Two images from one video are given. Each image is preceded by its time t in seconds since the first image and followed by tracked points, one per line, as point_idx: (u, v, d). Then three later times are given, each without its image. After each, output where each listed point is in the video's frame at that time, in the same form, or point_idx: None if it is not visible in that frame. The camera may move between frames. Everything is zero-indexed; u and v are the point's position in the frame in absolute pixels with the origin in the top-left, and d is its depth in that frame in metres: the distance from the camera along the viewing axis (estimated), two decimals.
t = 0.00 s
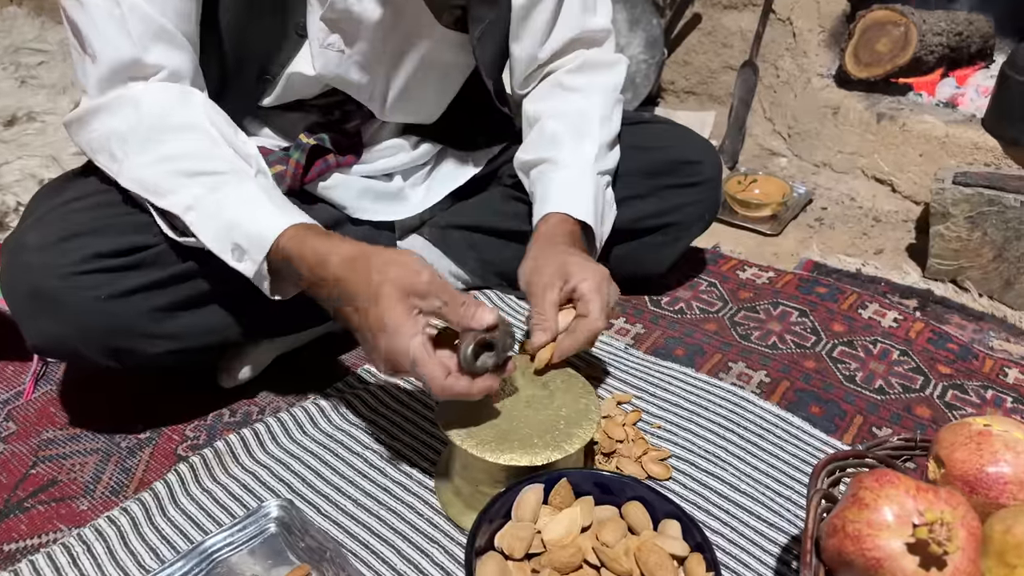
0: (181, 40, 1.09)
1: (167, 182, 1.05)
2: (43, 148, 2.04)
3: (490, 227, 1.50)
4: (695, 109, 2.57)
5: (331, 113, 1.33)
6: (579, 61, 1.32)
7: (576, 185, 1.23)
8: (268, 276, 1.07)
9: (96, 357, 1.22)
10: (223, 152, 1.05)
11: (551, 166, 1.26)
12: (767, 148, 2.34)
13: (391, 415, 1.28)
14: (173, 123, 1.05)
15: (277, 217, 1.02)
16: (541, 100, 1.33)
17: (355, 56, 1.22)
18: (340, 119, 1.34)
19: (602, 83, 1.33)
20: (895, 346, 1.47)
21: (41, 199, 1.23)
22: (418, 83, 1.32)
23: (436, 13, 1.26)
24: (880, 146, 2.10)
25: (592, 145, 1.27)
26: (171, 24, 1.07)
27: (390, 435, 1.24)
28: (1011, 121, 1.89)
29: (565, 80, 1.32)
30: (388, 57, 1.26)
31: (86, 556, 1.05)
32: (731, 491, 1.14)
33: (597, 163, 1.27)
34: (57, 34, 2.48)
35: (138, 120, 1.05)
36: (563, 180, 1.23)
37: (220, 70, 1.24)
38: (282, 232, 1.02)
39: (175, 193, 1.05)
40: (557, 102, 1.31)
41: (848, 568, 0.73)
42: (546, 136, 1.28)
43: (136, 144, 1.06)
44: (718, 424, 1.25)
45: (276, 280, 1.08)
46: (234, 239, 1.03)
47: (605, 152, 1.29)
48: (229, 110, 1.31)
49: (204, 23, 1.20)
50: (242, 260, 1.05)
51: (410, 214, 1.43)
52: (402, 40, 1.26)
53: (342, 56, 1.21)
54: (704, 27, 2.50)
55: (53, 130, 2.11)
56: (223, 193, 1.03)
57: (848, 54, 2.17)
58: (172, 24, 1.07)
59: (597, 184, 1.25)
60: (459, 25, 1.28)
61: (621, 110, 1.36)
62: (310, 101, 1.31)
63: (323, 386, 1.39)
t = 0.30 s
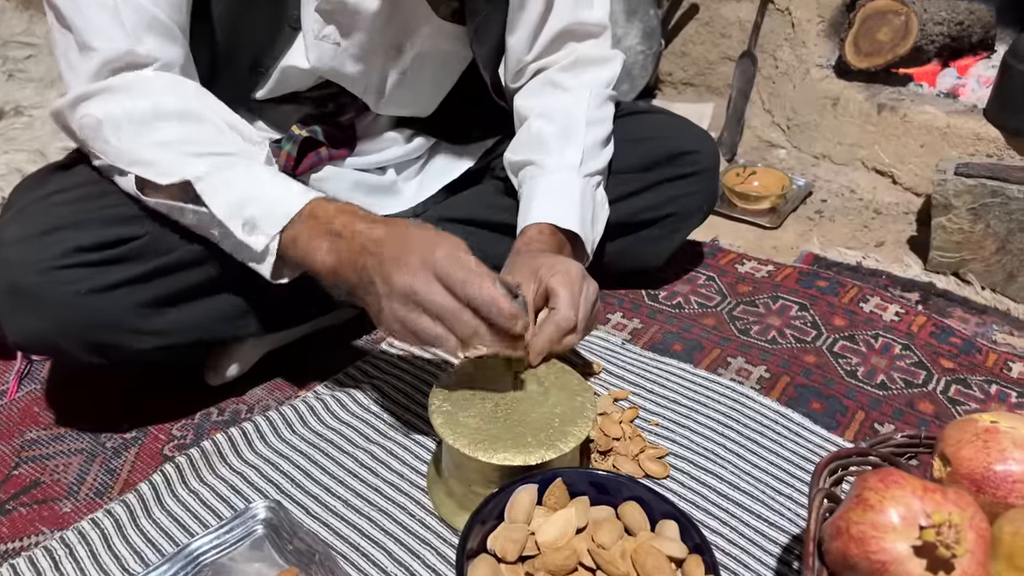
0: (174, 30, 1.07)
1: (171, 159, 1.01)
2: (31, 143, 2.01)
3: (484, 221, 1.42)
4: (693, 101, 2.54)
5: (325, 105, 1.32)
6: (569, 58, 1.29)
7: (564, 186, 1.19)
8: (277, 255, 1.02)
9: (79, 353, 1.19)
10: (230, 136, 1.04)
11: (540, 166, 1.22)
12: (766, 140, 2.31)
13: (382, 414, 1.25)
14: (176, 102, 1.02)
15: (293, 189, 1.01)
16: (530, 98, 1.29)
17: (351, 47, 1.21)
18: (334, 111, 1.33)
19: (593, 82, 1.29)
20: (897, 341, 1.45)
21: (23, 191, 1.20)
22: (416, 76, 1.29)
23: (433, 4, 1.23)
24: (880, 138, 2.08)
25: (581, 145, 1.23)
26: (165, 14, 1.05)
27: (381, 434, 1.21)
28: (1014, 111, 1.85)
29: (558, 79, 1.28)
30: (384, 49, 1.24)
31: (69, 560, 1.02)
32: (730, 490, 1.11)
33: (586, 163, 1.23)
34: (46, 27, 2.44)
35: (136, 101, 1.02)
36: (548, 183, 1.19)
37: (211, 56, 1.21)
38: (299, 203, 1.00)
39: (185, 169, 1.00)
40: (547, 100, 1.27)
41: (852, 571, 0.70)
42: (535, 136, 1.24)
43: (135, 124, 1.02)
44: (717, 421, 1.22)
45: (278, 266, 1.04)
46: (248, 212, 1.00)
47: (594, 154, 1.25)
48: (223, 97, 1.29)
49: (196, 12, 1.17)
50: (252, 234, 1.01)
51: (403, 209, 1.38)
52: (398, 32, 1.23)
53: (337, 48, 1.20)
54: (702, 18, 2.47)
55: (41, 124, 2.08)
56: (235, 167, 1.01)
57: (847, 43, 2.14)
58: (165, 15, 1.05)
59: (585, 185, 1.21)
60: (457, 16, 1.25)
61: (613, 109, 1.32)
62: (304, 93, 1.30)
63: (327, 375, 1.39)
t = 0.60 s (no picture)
0: (178, 21, 1.04)
1: (174, 151, 0.99)
2: (26, 137, 1.99)
3: (483, 213, 1.40)
4: (693, 92, 2.52)
5: (328, 96, 1.30)
6: (571, 49, 1.27)
7: (567, 179, 1.17)
8: (282, 247, 1.01)
9: (76, 347, 1.18)
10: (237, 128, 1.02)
11: (541, 158, 1.20)
12: (767, 132, 2.30)
13: (382, 408, 1.24)
14: (179, 92, 1.00)
15: (299, 181, 1.00)
16: (532, 90, 1.28)
17: (358, 37, 1.19)
18: (337, 102, 1.31)
19: (595, 73, 1.28)
20: (900, 332, 1.43)
21: (17, 183, 1.18)
22: (419, 69, 1.28)
23: None
24: (881, 129, 2.06)
25: (583, 138, 1.21)
26: (169, 4, 1.02)
27: (380, 428, 1.20)
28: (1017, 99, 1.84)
29: (559, 71, 1.27)
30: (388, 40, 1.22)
31: (65, 556, 1.01)
32: (733, 483, 1.10)
33: (589, 156, 1.21)
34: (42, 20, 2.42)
35: (137, 91, 0.99)
36: (550, 175, 1.18)
37: (215, 47, 1.15)
38: (305, 196, 0.99)
39: (190, 160, 0.98)
40: (549, 92, 1.26)
41: (859, 565, 0.69)
42: (536, 128, 1.23)
43: (136, 114, 0.99)
44: (720, 414, 1.21)
45: (282, 257, 1.03)
46: (253, 203, 0.98)
47: (597, 146, 1.23)
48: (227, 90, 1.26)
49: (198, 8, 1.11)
50: (256, 225, 0.99)
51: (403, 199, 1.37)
52: (404, 21, 1.21)
53: (345, 38, 1.18)
54: (701, 9, 2.45)
55: (36, 117, 2.07)
56: (239, 159, 1.00)
57: (849, 34, 2.12)
58: (169, 4, 1.02)
59: (588, 178, 1.19)
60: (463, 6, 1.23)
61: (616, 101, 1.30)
62: (306, 84, 1.28)
63: (329, 366, 1.38)
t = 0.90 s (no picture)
0: (173, 20, 1.04)
1: (172, 153, 0.99)
2: (23, 135, 1.99)
3: (479, 210, 1.40)
4: (690, 89, 2.53)
5: (325, 95, 1.30)
6: (569, 47, 1.28)
7: (564, 176, 1.17)
8: (281, 250, 1.01)
9: (73, 345, 1.18)
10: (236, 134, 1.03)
11: (539, 155, 1.20)
12: (764, 128, 2.30)
13: (379, 406, 1.24)
14: (177, 94, 1.00)
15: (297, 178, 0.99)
16: (529, 87, 1.28)
17: (356, 36, 1.19)
18: (334, 100, 1.31)
19: (592, 70, 1.28)
20: (896, 328, 1.44)
21: (14, 181, 1.18)
22: (416, 66, 1.28)
23: None
24: (878, 125, 2.06)
25: (581, 134, 1.21)
26: (165, 3, 1.02)
27: (377, 426, 1.20)
28: (1013, 96, 1.85)
29: (556, 68, 1.27)
30: (386, 37, 1.22)
31: (63, 554, 1.01)
32: (729, 479, 1.11)
33: (586, 153, 1.21)
34: (38, 18, 2.42)
35: (134, 93, 0.99)
36: (548, 172, 1.18)
37: (213, 46, 1.15)
38: (305, 197, 0.98)
39: (189, 162, 0.98)
40: (546, 88, 1.26)
41: (853, 560, 0.69)
42: (534, 125, 1.23)
43: (134, 116, 0.99)
44: (716, 409, 1.21)
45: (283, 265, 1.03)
46: (252, 206, 0.98)
47: (595, 143, 1.23)
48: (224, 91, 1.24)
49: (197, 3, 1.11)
50: (256, 228, 0.99)
51: (400, 197, 1.37)
52: (402, 17, 1.22)
53: (343, 36, 1.18)
54: (698, 4, 2.45)
55: (33, 115, 2.07)
56: (238, 160, 0.99)
57: (845, 30, 2.12)
58: (166, 3, 1.02)
59: (585, 174, 1.19)
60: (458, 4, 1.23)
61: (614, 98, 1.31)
62: (303, 81, 1.27)
63: (328, 364, 1.39)
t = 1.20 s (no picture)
0: (176, 18, 1.04)
1: (174, 151, 0.99)
2: (21, 133, 1.99)
3: (476, 207, 1.40)
4: (688, 86, 2.53)
5: (323, 92, 1.30)
6: (567, 44, 1.28)
7: (563, 173, 1.17)
8: (282, 249, 1.01)
9: (72, 342, 1.18)
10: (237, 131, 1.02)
11: (538, 153, 1.20)
12: (762, 125, 2.30)
13: (378, 402, 1.24)
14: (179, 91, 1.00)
15: (299, 179, 1.00)
16: (528, 84, 1.28)
17: (353, 34, 1.19)
18: (331, 98, 1.31)
19: (591, 68, 1.28)
20: (894, 324, 1.44)
21: (13, 178, 1.18)
22: (414, 65, 1.28)
23: None
24: (876, 121, 2.07)
25: (580, 132, 1.21)
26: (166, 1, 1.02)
27: (376, 422, 1.21)
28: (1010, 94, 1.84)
29: (555, 65, 1.27)
30: (383, 35, 1.22)
31: (63, 550, 1.01)
32: (727, 474, 1.11)
33: (585, 150, 1.22)
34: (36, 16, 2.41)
35: (137, 91, 0.99)
36: (546, 170, 1.18)
37: (210, 43, 1.13)
38: (305, 196, 0.99)
39: (191, 160, 0.99)
40: (545, 86, 1.26)
41: (849, 554, 0.70)
42: (532, 123, 1.23)
43: (135, 114, 0.99)
44: (714, 405, 1.22)
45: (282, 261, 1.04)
46: (253, 206, 0.99)
47: (594, 141, 1.23)
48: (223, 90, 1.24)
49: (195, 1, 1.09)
50: (256, 228, 1.00)
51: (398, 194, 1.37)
52: (399, 16, 1.22)
53: (340, 34, 1.18)
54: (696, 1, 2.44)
55: (32, 113, 2.07)
56: (239, 159, 1.00)
57: (843, 26, 2.12)
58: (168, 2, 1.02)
59: (584, 172, 1.20)
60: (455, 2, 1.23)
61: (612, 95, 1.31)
62: (301, 79, 1.27)
63: (324, 361, 1.39)
